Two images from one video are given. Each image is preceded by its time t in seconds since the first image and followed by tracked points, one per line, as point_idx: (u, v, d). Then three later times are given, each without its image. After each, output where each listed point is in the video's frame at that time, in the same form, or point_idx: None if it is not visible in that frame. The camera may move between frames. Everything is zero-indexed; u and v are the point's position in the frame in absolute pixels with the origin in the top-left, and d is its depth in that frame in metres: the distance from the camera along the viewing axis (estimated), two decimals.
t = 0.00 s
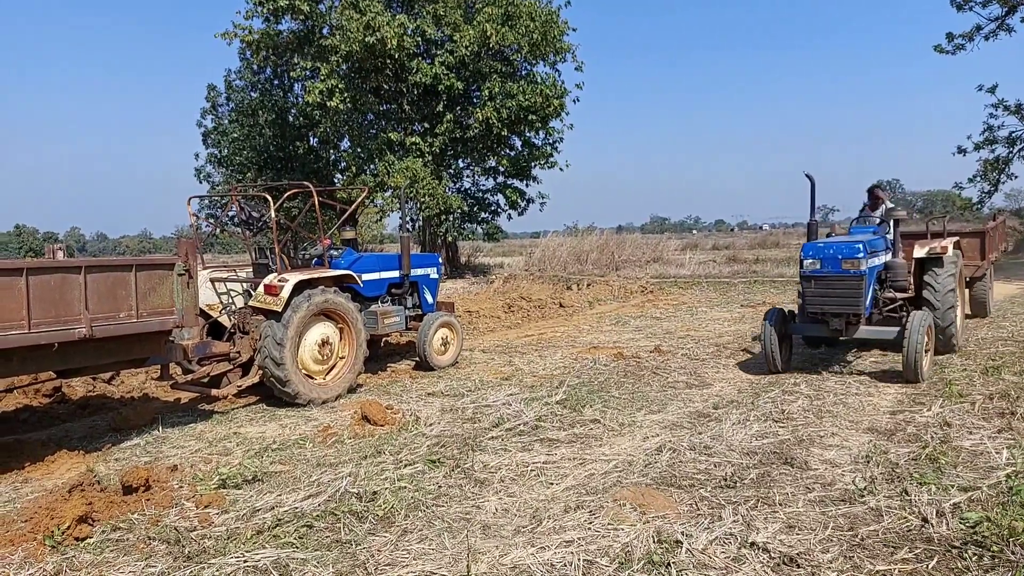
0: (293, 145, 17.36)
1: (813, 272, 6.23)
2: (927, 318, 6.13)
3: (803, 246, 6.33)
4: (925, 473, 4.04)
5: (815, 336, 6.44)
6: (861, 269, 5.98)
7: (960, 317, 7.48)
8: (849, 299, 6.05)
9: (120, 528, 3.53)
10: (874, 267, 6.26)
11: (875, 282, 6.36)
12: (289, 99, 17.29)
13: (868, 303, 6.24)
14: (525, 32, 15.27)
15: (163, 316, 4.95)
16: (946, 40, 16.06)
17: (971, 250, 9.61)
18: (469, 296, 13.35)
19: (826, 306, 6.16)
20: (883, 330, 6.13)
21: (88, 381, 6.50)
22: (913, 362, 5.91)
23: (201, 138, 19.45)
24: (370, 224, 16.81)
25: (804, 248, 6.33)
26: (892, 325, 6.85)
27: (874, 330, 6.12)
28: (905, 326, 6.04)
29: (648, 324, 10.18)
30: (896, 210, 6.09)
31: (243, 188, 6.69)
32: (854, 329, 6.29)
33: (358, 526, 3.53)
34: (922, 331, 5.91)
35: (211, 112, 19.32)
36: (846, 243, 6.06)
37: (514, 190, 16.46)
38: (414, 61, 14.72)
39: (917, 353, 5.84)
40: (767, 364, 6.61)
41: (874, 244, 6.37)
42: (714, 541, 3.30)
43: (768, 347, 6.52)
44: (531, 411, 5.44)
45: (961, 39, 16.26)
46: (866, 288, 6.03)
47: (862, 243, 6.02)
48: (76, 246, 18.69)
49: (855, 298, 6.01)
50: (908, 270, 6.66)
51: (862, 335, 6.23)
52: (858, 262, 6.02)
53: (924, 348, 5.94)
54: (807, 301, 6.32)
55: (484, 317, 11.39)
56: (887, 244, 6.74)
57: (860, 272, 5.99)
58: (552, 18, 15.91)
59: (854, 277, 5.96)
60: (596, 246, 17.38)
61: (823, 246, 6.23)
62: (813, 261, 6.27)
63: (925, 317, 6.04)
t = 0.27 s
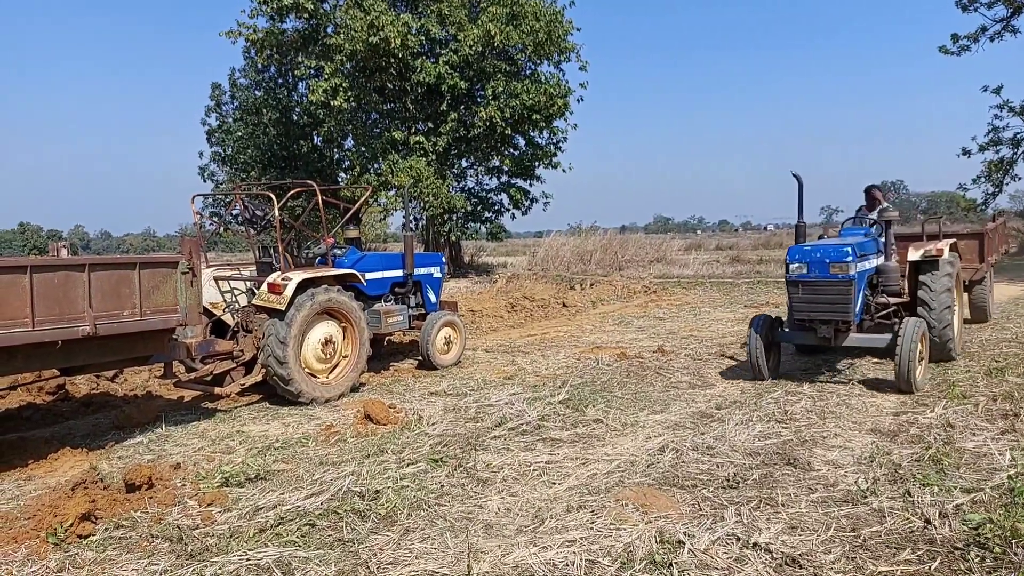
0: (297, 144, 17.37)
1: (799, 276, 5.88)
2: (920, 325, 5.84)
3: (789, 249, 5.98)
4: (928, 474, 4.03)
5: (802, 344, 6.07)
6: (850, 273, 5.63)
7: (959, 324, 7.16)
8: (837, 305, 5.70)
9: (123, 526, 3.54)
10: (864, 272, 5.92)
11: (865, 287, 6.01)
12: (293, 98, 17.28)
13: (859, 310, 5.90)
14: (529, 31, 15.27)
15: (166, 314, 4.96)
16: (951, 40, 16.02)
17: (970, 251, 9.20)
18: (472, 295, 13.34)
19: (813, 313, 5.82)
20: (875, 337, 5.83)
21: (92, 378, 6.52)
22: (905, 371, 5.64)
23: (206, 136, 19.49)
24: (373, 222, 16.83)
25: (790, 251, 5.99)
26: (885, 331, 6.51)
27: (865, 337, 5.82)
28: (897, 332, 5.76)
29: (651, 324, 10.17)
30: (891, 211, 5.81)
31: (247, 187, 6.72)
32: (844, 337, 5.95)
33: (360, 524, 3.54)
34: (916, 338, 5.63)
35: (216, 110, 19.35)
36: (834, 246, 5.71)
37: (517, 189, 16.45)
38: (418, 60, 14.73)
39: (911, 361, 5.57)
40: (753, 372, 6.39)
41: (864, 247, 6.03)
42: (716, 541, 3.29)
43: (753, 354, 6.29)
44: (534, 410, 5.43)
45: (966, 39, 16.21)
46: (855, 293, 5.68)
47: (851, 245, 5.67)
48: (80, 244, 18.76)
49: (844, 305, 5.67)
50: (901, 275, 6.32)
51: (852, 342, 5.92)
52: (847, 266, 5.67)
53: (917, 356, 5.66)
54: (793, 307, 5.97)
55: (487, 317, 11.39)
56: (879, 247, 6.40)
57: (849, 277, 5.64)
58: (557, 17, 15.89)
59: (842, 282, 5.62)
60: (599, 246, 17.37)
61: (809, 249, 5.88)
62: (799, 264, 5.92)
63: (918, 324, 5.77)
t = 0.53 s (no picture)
0: (299, 144, 17.36)
1: (789, 279, 5.53)
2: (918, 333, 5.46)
3: (779, 249, 5.63)
4: (933, 474, 4.02)
5: (792, 349, 5.75)
6: (844, 276, 5.27)
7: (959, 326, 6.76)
8: (830, 310, 5.36)
9: (127, 525, 3.54)
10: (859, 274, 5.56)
11: (860, 290, 5.65)
12: (296, 97, 17.28)
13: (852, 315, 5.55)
14: (532, 31, 15.27)
15: (170, 314, 4.97)
16: (955, 40, 15.98)
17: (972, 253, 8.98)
18: (474, 295, 13.34)
19: (804, 317, 5.48)
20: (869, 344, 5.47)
21: (95, 378, 6.53)
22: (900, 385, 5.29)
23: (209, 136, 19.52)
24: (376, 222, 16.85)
25: (780, 252, 5.64)
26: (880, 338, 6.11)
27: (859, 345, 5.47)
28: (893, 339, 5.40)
29: (654, 323, 10.16)
30: (888, 210, 5.46)
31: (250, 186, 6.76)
32: (836, 343, 5.60)
33: (363, 524, 3.54)
34: (914, 346, 5.28)
35: (219, 110, 19.37)
36: (827, 247, 5.35)
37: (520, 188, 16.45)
38: (420, 60, 14.74)
39: (908, 372, 5.22)
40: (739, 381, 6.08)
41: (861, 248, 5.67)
42: (720, 541, 3.29)
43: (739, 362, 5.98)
44: (537, 410, 5.43)
45: (970, 39, 16.18)
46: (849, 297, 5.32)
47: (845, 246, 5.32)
48: (84, 243, 18.81)
49: (837, 310, 5.32)
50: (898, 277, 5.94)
51: (845, 350, 5.55)
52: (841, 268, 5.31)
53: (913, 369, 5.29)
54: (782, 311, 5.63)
55: (490, 316, 11.39)
56: (876, 248, 6.02)
57: (843, 280, 5.28)
58: (559, 17, 15.88)
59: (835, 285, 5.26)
60: (602, 245, 17.36)
61: (800, 249, 5.53)
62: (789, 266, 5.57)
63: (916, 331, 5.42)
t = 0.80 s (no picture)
0: (310, 144, 17.41)
1: (782, 282, 5.21)
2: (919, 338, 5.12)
3: (771, 250, 5.32)
4: (946, 477, 3.98)
5: (787, 358, 5.38)
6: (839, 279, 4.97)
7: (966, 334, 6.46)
8: (824, 314, 5.06)
9: (139, 523, 3.57)
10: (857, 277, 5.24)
11: (858, 294, 5.33)
12: (307, 98, 17.36)
13: (849, 320, 5.24)
14: (541, 31, 15.26)
15: (182, 313, 5.00)
16: (969, 38, 15.86)
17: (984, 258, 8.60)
18: (483, 295, 13.34)
19: (798, 323, 5.17)
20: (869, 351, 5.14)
21: (108, 376, 6.58)
22: (903, 395, 4.96)
23: (221, 136, 19.63)
24: (385, 222, 16.89)
25: (771, 253, 5.32)
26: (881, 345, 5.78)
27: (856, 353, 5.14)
28: (895, 347, 5.09)
29: (664, 324, 10.14)
30: (884, 209, 5.04)
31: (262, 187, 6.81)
32: (833, 350, 5.28)
33: (373, 523, 3.55)
34: (917, 354, 4.97)
35: (230, 111, 19.48)
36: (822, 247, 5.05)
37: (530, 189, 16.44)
38: (430, 61, 14.76)
39: (911, 381, 4.91)
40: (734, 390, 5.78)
41: (858, 250, 5.36)
42: (731, 543, 3.28)
43: (731, 372, 5.67)
44: (546, 411, 5.43)
45: (984, 38, 16.05)
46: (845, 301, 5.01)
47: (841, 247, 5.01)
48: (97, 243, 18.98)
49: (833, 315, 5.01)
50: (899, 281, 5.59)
51: (842, 357, 5.22)
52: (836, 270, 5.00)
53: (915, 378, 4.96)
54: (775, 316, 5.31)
55: (499, 317, 11.39)
56: (877, 250, 5.70)
57: (838, 283, 4.98)
58: (569, 17, 15.86)
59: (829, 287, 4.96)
60: (612, 245, 17.33)
61: (793, 251, 5.22)
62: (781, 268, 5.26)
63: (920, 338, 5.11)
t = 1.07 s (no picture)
0: (322, 144, 17.48)
1: (780, 284, 4.94)
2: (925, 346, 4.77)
3: (767, 251, 5.04)
4: (959, 479, 3.95)
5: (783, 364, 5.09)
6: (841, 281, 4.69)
7: (974, 339, 6.15)
8: (825, 318, 4.77)
9: (151, 520, 3.60)
10: (860, 280, 4.97)
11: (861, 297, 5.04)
12: (319, 98, 17.44)
13: (852, 325, 4.94)
14: (552, 32, 15.26)
15: (194, 312, 5.04)
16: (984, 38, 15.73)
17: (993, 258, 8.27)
18: (494, 295, 13.35)
19: (797, 328, 4.88)
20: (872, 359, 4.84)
21: (121, 374, 6.64)
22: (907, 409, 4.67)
23: (233, 136, 19.74)
24: (396, 222, 16.95)
25: (768, 253, 5.05)
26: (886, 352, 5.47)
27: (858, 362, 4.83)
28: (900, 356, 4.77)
29: (674, 324, 10.11)
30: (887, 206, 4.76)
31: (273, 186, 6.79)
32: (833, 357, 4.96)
33: (382, 522, 3.56)
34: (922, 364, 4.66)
35: (242, 111, 19.59)
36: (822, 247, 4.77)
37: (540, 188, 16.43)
38: (441, 61, 14.79)
39: (917, 392, 4.60)
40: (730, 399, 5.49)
41: (862, 250, 5.07)
42: (741, 544, 3.26)
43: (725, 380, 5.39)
44: (556, 411, 5.43)
45: (999, 37, 15.91)
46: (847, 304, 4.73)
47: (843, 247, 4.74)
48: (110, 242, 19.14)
49: (834, 320, 4.73)
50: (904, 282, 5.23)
51: (843, 364, 4.91)
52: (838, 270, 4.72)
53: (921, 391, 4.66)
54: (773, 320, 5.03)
55: (509, 316, 11.40)
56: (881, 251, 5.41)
57: (840, 285, 4.70)
58: (580, 17, 15.85)
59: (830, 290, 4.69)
60: (622, 246, 17.31)
61: (792, 250, 4.95)
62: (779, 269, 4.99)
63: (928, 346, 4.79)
